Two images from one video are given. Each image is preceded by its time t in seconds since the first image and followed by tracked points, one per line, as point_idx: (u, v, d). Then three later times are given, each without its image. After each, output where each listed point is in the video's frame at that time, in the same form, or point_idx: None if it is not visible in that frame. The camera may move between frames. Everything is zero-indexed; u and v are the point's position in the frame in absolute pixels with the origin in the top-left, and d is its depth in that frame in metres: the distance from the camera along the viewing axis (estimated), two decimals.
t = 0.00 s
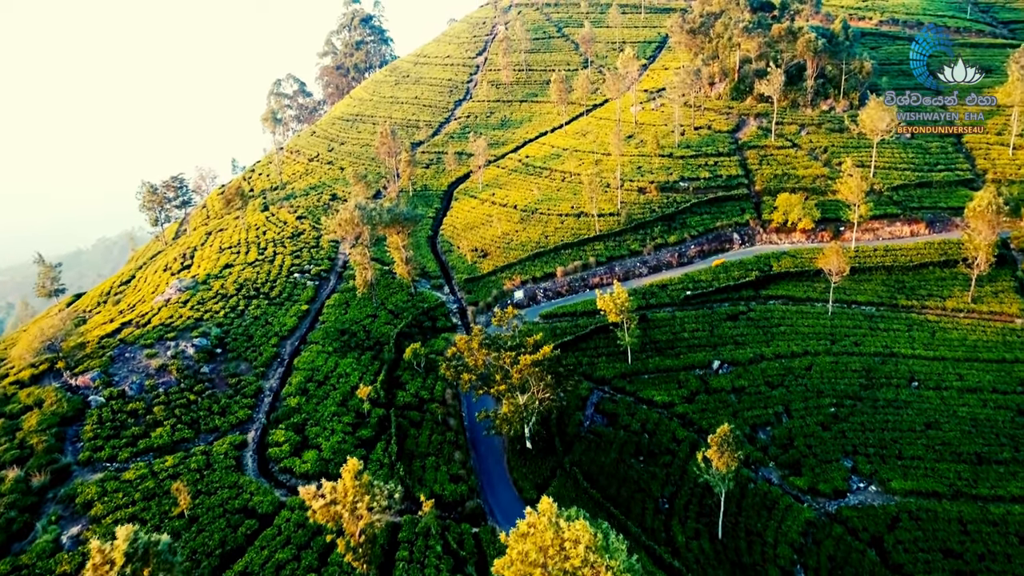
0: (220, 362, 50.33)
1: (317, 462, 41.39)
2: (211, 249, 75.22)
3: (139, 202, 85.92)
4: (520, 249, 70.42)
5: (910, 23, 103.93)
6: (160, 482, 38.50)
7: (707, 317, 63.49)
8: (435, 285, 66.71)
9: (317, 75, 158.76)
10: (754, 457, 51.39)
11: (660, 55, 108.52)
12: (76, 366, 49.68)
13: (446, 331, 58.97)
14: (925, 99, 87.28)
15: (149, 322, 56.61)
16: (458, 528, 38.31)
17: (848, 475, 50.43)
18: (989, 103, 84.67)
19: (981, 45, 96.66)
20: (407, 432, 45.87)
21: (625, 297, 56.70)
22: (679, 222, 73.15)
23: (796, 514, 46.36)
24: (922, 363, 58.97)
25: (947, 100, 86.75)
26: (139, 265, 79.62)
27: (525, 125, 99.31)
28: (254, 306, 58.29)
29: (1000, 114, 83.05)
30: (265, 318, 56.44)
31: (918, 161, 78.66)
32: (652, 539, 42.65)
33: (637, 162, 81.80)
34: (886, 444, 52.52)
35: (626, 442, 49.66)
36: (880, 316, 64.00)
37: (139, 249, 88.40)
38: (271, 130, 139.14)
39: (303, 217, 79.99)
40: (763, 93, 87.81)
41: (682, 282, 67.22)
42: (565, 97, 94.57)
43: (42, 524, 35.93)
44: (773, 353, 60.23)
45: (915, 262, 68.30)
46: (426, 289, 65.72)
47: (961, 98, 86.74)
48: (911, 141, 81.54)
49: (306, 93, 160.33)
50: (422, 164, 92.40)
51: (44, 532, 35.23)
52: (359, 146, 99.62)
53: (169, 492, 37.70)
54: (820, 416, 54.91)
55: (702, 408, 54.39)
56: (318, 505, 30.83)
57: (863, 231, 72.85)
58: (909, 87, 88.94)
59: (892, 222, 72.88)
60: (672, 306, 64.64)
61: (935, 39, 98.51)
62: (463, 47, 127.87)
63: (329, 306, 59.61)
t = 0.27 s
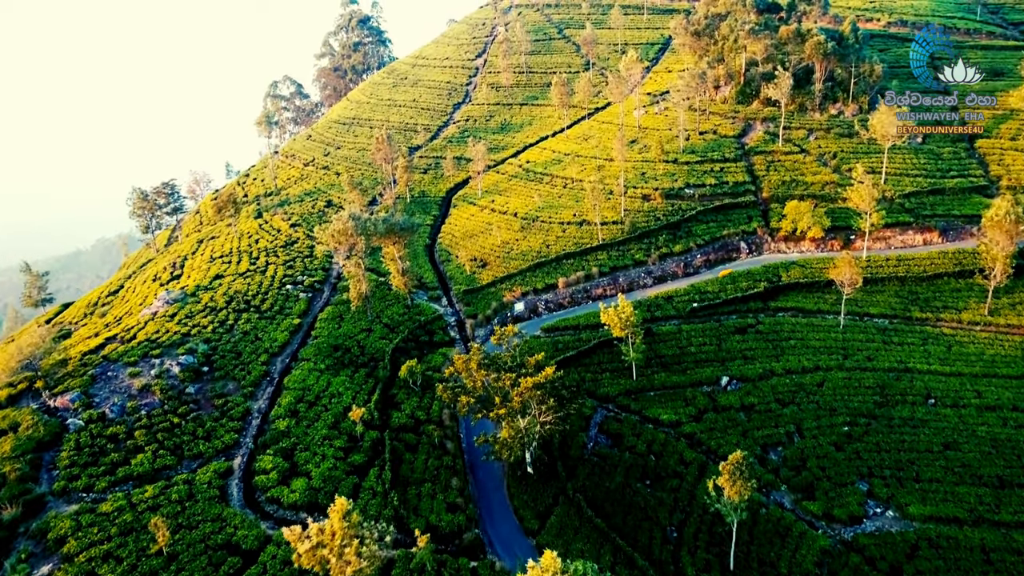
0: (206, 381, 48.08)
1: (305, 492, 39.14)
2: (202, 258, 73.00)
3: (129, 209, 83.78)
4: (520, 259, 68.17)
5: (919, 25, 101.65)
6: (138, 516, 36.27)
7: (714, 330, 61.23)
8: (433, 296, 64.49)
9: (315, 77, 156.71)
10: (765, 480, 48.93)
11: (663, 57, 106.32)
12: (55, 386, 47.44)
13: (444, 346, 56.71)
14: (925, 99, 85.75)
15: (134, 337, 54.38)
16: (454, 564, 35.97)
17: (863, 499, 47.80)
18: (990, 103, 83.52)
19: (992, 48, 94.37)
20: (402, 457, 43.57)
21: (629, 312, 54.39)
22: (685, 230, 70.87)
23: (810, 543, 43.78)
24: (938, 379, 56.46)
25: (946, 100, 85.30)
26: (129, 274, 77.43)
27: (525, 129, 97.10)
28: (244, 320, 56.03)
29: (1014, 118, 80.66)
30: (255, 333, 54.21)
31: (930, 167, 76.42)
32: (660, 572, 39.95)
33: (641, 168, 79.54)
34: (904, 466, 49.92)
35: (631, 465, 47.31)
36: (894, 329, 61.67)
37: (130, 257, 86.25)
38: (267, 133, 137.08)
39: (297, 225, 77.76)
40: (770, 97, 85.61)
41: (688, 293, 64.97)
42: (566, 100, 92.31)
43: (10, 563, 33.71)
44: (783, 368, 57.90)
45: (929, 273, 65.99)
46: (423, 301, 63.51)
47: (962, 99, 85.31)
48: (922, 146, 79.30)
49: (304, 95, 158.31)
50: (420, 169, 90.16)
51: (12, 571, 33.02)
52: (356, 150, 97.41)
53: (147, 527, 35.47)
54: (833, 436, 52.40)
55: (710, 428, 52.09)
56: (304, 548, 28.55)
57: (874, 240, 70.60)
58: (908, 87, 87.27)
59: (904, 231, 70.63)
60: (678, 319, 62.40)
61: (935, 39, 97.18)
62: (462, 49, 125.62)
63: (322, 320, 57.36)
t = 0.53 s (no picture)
0: (191, 402, 45.83)
1: (293, 525, 36.89)
2: (192, 268, 70.74)
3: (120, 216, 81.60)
4: (521, 269, 65.94)
5: (928, 26, 99.48)
6: (113, 553, 34.03)
7: (722, 344, 59.00)
8: (430, 308, 62.28)
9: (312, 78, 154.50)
10: (779, 504, 46.25)
11: (666, 59, 104.12)
12: (32, 407, 45.20)
13: (442, 362, 54.42)
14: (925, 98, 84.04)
15: (118, 353, 52.17)
16: None
17: (881, 525, 45.03)
18: (989, 104, 82.28)
19: (1004, 49, 92.11)
20: (397, 483, 41.29)
21: (635, 327, 52.04)
22: (690, 239, 68.66)
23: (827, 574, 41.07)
24: (956, 395, 53.93)
25: (946, 100, 83.70)
26: (118, 284, 75.21)
27: (526, 133, 94.91)
28: (233, 336, 53.81)
29: None
30: (244, 350, 51.99)
31: (943, 173, 74.21)
32: None
33: (645, 174, 77.32)
34: (922, 489, 47.20)
35: (637, 490, 44.88)
36: (909, 342, 59.33)
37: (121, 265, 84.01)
38: (263, 136, 134.98)
39: (290, 232, 75.53)
40: (777, 100, 83.40)
41: (695, 305, 62.75)
42: (568, 103, 90.05)
43: None
44: (794, 385, 55.60)
45: (944, 283, 63.66)
46: (420, 313, 61.34)
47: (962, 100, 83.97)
48: (934, 151, 77.06)
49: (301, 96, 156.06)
50: (418, 174, 87.95)
51: None
52: (353, 155, 95.18)
53: (122, 566, 33.22)
54: (847, 457, 49.78)
55: (719, 448, 49.82)
56: None
57: (886, 249, 68.36)
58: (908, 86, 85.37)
59: (917, 239, 68.42)
60: (685, 332, 60.19)
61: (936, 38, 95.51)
62: (462, 50, 123.43)
63: (315, 335, 55.11)
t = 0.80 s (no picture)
0: (175, 425, 43.62)
1: (280, 561, 34.67)
2: (182, 278, 68.49)
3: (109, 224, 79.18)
4: (521, 280, 63.72)
5: (937, 28, 97.32)
6: None
7: (731, 359, 56.79)
8: (427, 321, 60.04)
9: (309, 80, 152.22)
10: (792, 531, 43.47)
11: (669, 61, 101.91)
12: (7, 430, 42.93)
13: (439, 380, 52.18)
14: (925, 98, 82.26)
15: (101, 371, 49.95)
16: None
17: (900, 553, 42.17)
18: (989, 104, 80.92)
19: (1016, 51, 89.89)
20: (390, 514, 39.06)
21: (642, 344, 49.73)
22: (697, 248, 66.44)
23: None
24: (976, 413, 51.38)
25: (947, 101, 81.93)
26: (106, 294, 72.95)
27: (526, 137, 92.72)
28: (221, 352, 51.59)
29: None
30: (232, 367, 49.77)
31: (956, 180, 72.02)
32: None
33: (649, 181, 75.10)
34: (942, 514, 44.15)
35: (644, 517, 42.62)
36: (924, 356, 56.98)
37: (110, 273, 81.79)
38: (259, 139, 132.73)
39: (284, 241, 73.29)
40: (785, 104, 81.21)
41: (702, 317, 60.54)
42: (569, 107, 87.82)
43: None
44: (805, 402, 53.32)
45: (959, 295, 61.36)
46: (417, 326, 59.12)
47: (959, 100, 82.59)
48: (946, 157, 74.85)
49: (297, 98, 153.79)
50: (416, 180, 85.72)
51: None
52: (349, 160, 92.95)
53: None
54: (862, 480, 47.07)
55: (728, 471, 47.57)
56: None
57: (899, 259, 66.15)
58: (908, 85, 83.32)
59: (930, 248, 66.21)
60: (691, 347, 57.96)
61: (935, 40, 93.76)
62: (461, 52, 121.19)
63: (307, 351, 52.87)
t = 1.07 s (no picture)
0: (157, 451, 41.41)
1: None
2: (170, 288, 66.24)
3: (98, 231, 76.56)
4: (522, 291, 61.51)
5: (946, 29, 95.15)
6: None
7: (739, 376, 54.57)
8: (424, 336, 57.83)
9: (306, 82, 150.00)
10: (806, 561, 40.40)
11: (673, 63, 99.74)
12: None
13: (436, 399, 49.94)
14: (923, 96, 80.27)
15: (82, 391, 47.73)
16: None
17: None
18: (988, 104, 79.62)
19: None
20: (383, 547, 36.84)
21: (648, 362, 47.48)
22: (703, 258, 64.23)
23: None
24: (997, 432, 48.68)
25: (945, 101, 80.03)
26: (93, 304, 70.69)
27: (526, 141, 90.56)
28: (208, 370, 49.39)
29: None
30: (219, 387, 47.54)
31: (969, 187, 69.77)
32: None
33: (653, 188, 72.91)
34: (964, 542, 41.22)
35: (652, 547, 40.45)
36: (941, 372, 54.47)
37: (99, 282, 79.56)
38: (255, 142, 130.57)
39: (277, 250, 71.07)
40: (792, 108, 79.05)
41: (709, 331, 58.32)
42: (570, 111, 85.60)
43: None
44: (818, 421, 50.96)
45: (976, 307, 59.00)
46: (413, 341, 56.95)
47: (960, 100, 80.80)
48: (959, 163, 72.62)
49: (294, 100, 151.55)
50: (413, 186, 83.54)
51: None
52: (345, 165, 90.76)
53: None
54: (879, 505, 44.24)
55: (738, 495, 45.15)
56: None
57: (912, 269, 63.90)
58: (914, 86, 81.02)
59: (945, 258, 63.95)
60: (699, 363, 55.73)
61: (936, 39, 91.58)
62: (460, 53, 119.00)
63: (298, 368, 50.69)
